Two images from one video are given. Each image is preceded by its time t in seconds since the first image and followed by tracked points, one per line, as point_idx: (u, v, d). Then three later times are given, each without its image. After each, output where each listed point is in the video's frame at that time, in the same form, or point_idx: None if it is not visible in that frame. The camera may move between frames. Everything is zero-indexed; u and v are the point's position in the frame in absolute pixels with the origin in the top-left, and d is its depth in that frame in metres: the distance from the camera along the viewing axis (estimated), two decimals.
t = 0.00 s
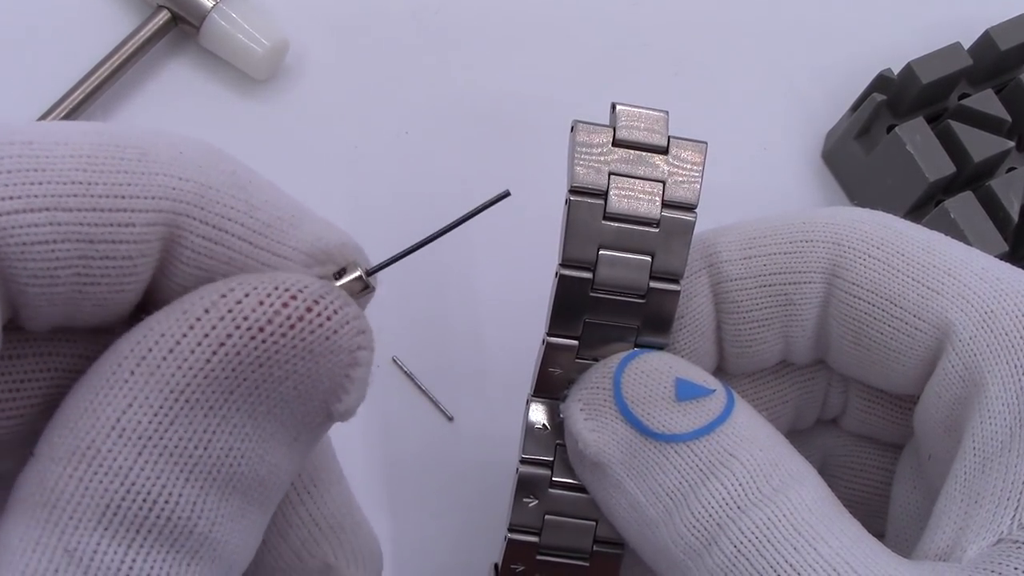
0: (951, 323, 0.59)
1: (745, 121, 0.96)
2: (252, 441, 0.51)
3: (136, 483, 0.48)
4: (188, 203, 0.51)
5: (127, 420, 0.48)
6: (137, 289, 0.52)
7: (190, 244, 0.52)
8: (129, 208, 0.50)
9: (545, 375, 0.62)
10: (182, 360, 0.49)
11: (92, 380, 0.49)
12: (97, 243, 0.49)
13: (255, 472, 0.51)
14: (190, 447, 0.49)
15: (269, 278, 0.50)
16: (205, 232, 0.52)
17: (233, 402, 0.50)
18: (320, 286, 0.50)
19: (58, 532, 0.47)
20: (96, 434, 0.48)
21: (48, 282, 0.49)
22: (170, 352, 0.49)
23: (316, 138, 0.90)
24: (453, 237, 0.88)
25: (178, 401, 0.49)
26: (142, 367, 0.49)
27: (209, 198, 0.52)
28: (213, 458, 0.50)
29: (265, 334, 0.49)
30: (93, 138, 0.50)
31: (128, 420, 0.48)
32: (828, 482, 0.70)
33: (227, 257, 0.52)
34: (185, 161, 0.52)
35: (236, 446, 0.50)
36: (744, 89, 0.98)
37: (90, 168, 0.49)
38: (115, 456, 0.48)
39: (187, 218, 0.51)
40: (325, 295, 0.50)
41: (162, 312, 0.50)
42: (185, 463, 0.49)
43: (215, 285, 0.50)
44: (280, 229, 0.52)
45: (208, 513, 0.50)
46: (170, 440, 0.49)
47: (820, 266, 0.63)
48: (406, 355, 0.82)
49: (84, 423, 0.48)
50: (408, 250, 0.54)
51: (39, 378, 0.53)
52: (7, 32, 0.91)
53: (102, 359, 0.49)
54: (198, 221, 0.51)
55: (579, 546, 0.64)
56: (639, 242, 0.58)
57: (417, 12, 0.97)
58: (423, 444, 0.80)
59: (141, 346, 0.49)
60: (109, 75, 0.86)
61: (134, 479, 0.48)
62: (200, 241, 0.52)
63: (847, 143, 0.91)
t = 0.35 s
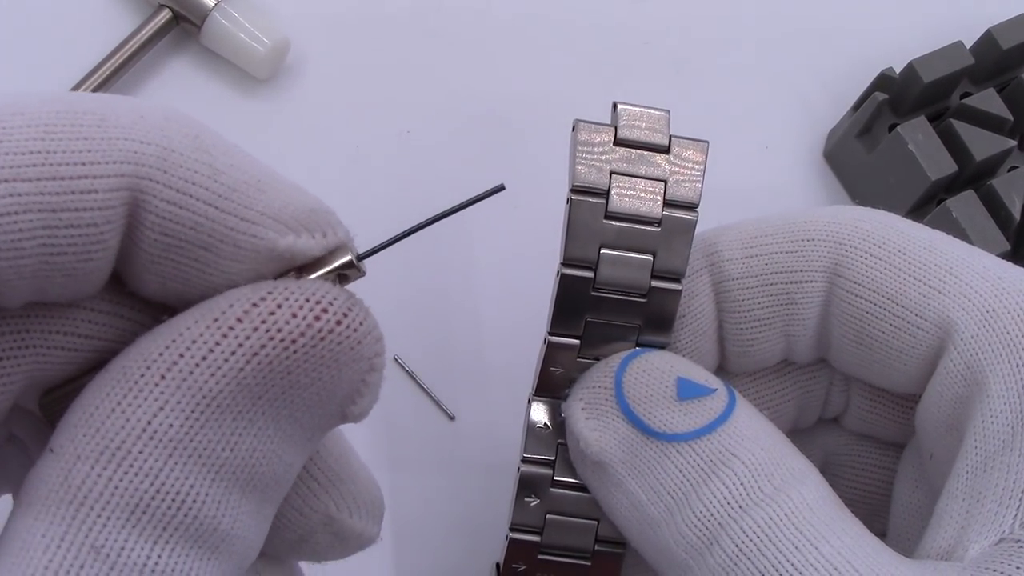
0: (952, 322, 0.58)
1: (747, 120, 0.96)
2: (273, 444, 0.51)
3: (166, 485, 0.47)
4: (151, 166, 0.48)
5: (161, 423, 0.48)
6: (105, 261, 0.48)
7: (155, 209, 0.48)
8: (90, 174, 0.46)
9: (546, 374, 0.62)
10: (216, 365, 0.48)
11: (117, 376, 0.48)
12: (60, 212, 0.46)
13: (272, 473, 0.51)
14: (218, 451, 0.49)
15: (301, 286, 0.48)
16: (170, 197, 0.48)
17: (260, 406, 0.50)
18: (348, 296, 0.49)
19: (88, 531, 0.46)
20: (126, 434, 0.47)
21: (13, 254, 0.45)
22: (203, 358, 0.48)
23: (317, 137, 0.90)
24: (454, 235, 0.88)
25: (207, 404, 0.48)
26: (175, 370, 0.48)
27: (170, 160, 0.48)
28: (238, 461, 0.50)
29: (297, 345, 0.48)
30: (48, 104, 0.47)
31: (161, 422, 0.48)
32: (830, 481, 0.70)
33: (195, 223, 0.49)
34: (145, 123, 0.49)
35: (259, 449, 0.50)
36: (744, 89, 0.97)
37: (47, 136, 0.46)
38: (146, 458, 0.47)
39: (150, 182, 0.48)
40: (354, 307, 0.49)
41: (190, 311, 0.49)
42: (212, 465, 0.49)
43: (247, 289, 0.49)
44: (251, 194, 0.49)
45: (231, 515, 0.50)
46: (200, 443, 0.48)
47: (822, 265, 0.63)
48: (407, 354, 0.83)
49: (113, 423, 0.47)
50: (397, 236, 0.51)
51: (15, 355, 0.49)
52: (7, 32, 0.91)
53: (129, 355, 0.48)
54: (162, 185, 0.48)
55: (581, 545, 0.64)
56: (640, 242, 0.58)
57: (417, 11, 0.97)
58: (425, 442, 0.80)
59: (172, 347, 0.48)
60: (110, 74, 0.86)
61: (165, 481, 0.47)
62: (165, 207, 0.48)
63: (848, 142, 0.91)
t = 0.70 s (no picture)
0: (955, 321, 0.58)
1: (749, 119, 0.96)
2: (288, 451, 0.51)
3: (184, 496, 0.48)
4: (140, 159, 0.47)
5: (179, 434, 0.48)
6: (96, 256, 0.48)
7: (146, 203, 0.48)
8: (77, 168, 0.46)
9: (548, 373, 0.62)
10: (234, 376, 0.48)
11: (135, 385, 0.48)
12: (48, 208, 0.46)
13: (286, 480, 0.52)
14: (234, 460, 0.49)
15: (317, 298, 0.48)
16: (159, 190, 0.48)
17: (275, 416, 0.50)
18: (361, 309, 0.50)
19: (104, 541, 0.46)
20: (143, 446, 0.48)
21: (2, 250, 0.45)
22: (220, 370, 0.48)
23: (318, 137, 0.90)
24: (455, 233, 0.88)
25: (224, 415, 0.49)
26: (193, 380, 0.48)
27: (159, 154, 0.48)
28: (255, 469, 0.50)
29: (312, 356, 0.49)
30: (35, 101, 0.47)
31: (179, 433, 0.48)
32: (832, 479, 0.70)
33: (184, 217, 0.48)
34: (135, 117, 0.49)
35: (274, 457, 0.51)
36: (746, 87, 0.97)
37: (33, 131, 0.46)
38: (165, 469, 0.48)
39: (139, 175, 0.47)
40: (366, 319, 0.49)
41: (205, 322, 0.49)
42: (228, 475, 0.49)
43: (261, 301, 0.49)
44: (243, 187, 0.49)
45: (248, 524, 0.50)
46: (216, 453, 0.49)
47: (824, 263, 0.63)
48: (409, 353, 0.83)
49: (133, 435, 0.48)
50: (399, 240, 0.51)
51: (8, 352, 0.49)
52: (8, 31, 0.91)
53: (144, 365, 0.49)
54: (152, 178, 0.48)
55: (583, 543, 0.64)
56: (642, 240, 0.58)
57: (418, 10, 0.97)
58: (430, 442, 0.80)
59: (189, 358, 0.48)
60: (111, 73, 0.86)
61: (184, 491, 0.48)
62: (154, 201, 0.48)
63: (850, 140, 0.91)
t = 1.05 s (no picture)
0: (957, 319, 0.58)
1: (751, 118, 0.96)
2: (283, 462, 0.52)
3: (182, 504, 0.48)
4: (120, 158, 0.48)
5: (178, 443, 0.49)
6: (78, 257, 0.48)
7: (126, 203, 0.48)
8: (56, 168, 0.46)
9: (549, 371, 0.62)
10: (235, 387, 0.49)
11: (135, 392, 0.49)
12: (26, 209, 0.46)
13: (281, 491, 0.52)
14: (232, 470, 0.50)
15: (320, 312, 0.49)
16: (141, 190, 0.48)
17: (273, 427, 0.51)
18: (362, 323, 0.50)
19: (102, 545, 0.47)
20: (143, 453, 0.48)
21: None
22: (221, 381, 0.49)
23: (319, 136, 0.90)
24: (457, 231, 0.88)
25: (223, 426, 0.49)
26: (193, 390, 0.49)
27: (139, 152, 0.48)
28: (252, 479, 0.51)
29: (314, 369, 0.49)
30: (15, 98, 0.48)
31: (178, 442, 0.49)
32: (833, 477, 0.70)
33: (166, 217, 0.48)
34: (116, 115, 0.49)
35: (271, 467, 0.51)
36: (747, 87, 0.97)
37: (11, 129, 0.46)
38: (165, 477, 0.48)
39: (120, 174, 0.48)
40: (367, 333, 0.50)
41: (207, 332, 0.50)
42: (225, 484, 0.50)
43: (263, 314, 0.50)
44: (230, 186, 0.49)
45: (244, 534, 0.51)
46: (215, 462, 0.50)
47: (825, 262, 0.63)
48: (410, 351, 0.83)
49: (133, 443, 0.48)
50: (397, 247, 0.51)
51: None
52: (9, 29, 0.91)
53: (144, 374, 0.49)
54: (133, 177, 0.48)
55: (584, 542, 0.64)
56: (643, 239, 0.58)
57: (419, 9, 0.97)
58: (430, 441, 0.80)
59: (190, 368, 0.49)
60: (113, 70, 0.86)
61: (182, 499, 0.49)
62: (135, 201, 0.48)
63: (851, 138, 0.91)
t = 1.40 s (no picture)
0: (955, 320, 0.58)
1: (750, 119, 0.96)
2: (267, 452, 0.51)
3: (160, 491, 0.48)
4: (105, 145, 0.48)
5: (158, 429, 0.48)
6: (64, 245, 0.48)
7: (112, 190, 0.48)
8: (42, 157, 0.46)
9: (548, 372, 0.62)
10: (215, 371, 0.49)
11: (116, 381, 0.49)
12: (12, 197, 0.46)
13: (263, 480, 0.52)
14: (211, 458, 0.50)
15: (301, 299, 0.49)
16: (125, 176, 0.48)
17: (254, 414, 0.50)
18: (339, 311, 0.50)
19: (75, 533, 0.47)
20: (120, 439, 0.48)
21: None
22: (200, 366, 0.49)
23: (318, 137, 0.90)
24: (455, 232, 0.88)
25: (203, 412, 0.49)
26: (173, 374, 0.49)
27: (124, 140, 0.48)
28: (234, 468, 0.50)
29: (294, 355, 0.49)
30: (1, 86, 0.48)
31: (157, 425, 0.48)
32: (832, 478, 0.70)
33: (150, 204, 0.48)
34: (101, 101, 0.49)
35: (253, 457, 0.51)
36: (745, 88, 0.97)
37: None
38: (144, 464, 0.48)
39: (105, 160, 0.48)
40: (349, 321, 0.50)
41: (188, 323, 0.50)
42: (205, 472, 0.49)
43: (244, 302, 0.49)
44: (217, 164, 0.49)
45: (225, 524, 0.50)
46: (193, 449, 0.49)
47: (824, 262, 0.63)
48: (409, 351, 0.83)
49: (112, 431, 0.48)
50: (387, 243, 0.52)
51: None
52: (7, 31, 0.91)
53: (125, 363, 0.49)
54: (117, 164, 0.48)
55: (583, 542, 0.64)
56: (641, 240, 0.58)
57: (418, 11, 0.97)
58: (428, 442, 0.80)
59: (169, 355, 0.49)
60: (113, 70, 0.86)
61: (160, 487, 0.48)
62: (120, 187, 0.48)
63: (850, 139, 0.91)
